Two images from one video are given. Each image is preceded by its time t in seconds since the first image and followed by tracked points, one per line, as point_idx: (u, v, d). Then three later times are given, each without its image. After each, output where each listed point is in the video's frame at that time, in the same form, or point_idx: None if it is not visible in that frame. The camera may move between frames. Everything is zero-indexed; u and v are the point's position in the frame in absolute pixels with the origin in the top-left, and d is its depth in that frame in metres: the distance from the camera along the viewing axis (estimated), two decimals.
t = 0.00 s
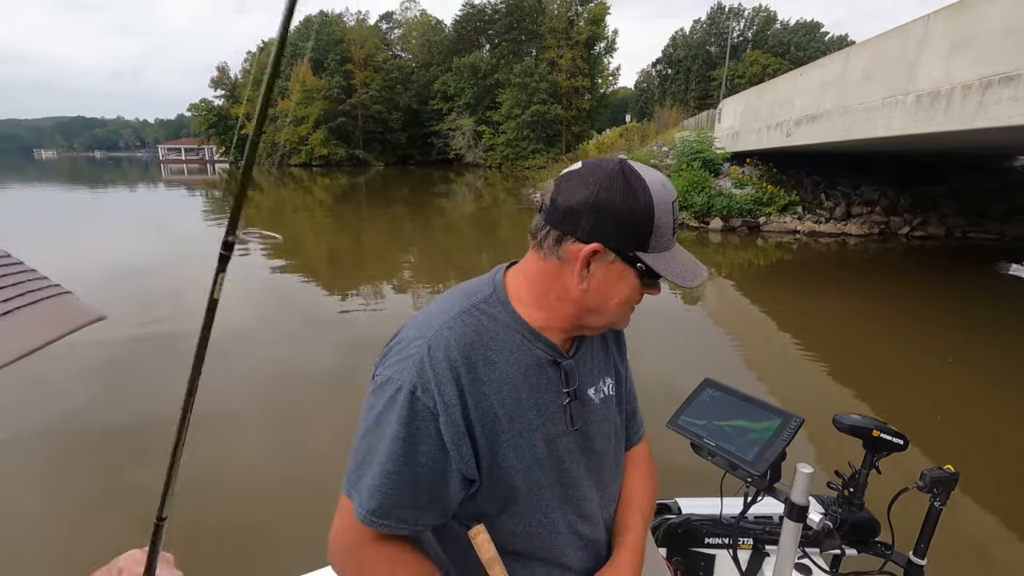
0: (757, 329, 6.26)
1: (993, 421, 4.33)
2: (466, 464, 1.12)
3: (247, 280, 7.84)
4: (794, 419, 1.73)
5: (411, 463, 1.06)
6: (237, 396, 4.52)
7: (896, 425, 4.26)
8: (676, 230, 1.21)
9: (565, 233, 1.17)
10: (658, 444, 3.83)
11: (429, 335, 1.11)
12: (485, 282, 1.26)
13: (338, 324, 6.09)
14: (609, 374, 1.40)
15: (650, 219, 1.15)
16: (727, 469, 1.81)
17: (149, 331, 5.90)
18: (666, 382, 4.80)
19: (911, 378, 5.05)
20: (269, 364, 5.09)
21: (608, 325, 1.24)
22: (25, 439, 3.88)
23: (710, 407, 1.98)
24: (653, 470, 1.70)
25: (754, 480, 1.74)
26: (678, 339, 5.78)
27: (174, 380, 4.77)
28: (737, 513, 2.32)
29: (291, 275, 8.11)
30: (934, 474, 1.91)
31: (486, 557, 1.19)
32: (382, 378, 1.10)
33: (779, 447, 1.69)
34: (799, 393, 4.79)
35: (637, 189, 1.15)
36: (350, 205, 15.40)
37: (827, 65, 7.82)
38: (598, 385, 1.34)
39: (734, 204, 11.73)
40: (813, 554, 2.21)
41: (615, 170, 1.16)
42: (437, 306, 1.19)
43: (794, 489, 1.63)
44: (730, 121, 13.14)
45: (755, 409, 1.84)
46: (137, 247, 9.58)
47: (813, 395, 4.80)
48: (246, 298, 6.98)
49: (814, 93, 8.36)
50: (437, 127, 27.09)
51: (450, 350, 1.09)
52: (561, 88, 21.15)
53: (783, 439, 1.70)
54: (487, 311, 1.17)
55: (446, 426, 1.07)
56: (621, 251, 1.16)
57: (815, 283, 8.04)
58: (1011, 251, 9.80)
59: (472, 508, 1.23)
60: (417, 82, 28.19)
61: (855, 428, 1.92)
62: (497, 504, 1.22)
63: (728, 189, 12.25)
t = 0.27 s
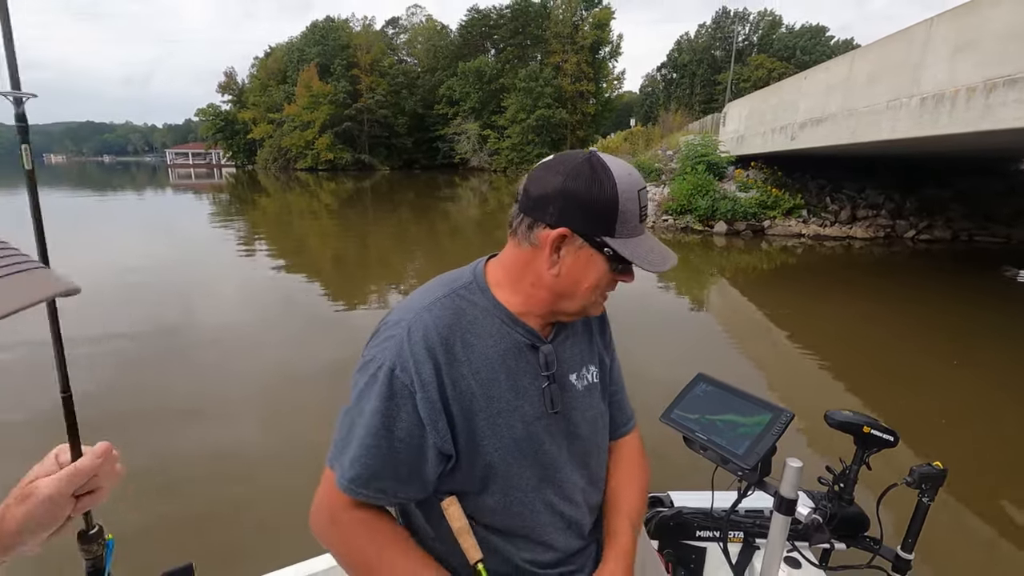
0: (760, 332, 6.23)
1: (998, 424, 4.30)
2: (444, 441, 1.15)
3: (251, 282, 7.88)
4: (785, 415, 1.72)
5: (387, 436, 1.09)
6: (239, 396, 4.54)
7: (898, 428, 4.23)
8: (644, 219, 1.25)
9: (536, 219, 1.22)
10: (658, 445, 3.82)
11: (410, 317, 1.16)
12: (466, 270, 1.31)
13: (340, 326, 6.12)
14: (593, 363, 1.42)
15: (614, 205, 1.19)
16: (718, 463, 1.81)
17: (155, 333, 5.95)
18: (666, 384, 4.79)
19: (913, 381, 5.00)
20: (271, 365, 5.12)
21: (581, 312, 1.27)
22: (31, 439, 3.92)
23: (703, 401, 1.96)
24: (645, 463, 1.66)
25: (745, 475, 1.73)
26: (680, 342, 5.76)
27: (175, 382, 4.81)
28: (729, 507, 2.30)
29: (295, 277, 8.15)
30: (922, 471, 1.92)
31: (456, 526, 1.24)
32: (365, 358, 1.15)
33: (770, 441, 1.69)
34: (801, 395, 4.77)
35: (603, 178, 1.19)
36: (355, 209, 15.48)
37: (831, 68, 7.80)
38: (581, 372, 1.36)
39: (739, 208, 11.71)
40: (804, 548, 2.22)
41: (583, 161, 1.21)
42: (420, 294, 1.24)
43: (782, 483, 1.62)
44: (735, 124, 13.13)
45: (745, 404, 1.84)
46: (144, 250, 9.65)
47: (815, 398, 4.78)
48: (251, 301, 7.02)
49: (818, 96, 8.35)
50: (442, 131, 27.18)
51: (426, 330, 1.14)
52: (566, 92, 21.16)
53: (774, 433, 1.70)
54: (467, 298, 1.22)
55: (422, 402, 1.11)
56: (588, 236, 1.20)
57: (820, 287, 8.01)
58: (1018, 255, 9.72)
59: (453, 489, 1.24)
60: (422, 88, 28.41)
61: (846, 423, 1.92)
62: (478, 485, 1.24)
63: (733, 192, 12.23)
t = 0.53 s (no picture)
0: (766, 333, 6.23)
1: (1007, 427, 4.27)
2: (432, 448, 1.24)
3: (255, 282, 7.89)
4: (787, 418, 1.73)
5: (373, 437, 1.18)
6: (245, 397, 4.54)
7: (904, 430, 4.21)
8: (655, 232, 1.27)
9: (543, 230, 1.27)
10: (665, 446, 3.81)
11: (411, 324, 1.24)
12: (475, 278, 1.38)
13: (345, 326, 6.13)
14: (607, 384, 1.48)
15: (625, 218, 1.22)
16: (720, 468, 1.81)
17: (161, 332, 5.97)
18: (672, 385, 4.77)
19: (921, 384, 4.96)
20: (277, 366, 5.13)
21: (588, 325, 1.31)
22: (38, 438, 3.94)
23: (704, 406, 1.96)
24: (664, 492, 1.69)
25: (748, 479, 1.73)
26: (686, 343, 5.75)
27: (183, 381, 4.82)
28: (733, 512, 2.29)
29: (300, 277, 8.17)
30: (927, 474, 1.91)
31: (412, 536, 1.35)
32: (361, 354, 1.25)
33: (773, 446, 1.69)
34: (808, 396, 4.76)
35: (612, 191, 1.22)
36: (359, 209, 15.48)
37: (837, 68, 7.79)
38: (591, 394, 1.43)
39: (744, 207, 11.69)
40: (807, 553, 2.18)
41: (592, 173, 1.24)
42: (428, 296, 1.32)
43: (785, 488, 1.61)
44: (739, 124, 13.09)
45: (747, 408, 1.84)
46: (150, 249, 9.68)
47: (821, 399, 4.76)
48: (256, 300, 7.04)
49: (824, 95, 8.32)
50: (445, 131, 27.19)
51: (426, 339, 1.22)
52: (569, 91, 21.15)
53: (777, 438, 1.70)
54: (471, 306, 1.30)
55: (408, 408, 1.19)
56: (596, 250, 1.23)
57: (827, 287, 7.99)
58: None
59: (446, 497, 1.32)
60: (424, 87, 28.43)
61: (849, 427, 1.91)
62: (469, 494, 1.32)
63: (738, 192, 12.20)
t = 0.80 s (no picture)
0: (775, 335, 6.20)
1: None
2: (433, 455, 1.33)
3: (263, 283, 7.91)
4: (800, 426, 1.72)
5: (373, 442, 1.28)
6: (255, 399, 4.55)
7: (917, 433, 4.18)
8: (675, 253, 1.28)
9: (558, 246, 1.30)
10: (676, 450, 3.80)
11: (420, 335, 1.33)
12: (491, 292, 1.44)
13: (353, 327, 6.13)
14: (623, 404, 1.51)
15: (643, 237, 1.24)
16: (733, 477, 1.80)
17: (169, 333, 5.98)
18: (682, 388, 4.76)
19: (932, 387, 4.92)
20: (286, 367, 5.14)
21: (600, 343, 1.35)
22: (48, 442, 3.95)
23: (716, 414, 1.95)
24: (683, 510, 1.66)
25: (760, 488, 1.73)
26: (695, 345, 5.74)
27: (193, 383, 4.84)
28: (745, 522, 2.27)
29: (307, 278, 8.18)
30: (943, 481, 1.90)
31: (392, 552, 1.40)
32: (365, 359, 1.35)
33: (786, 455, 1.68)
34: (819, 400, 4.73)
35: (632, 210, 1.23)
36: (364, 209, 15.51)
37: (846, 68, 7.76)
38: (603, 412, 1.46)
39: (751, 208, 11.65)
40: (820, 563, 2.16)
41: (613, 190, 1.26)
42: (440, 306, 1.42)
43: (801, 497, 1.61)
44: (746, 124, 13.04)
45: (758, 416, 1.83)
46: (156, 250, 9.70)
47: (832, 402, 4.74)
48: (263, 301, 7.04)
49: (833, 95, 8.29)
50: (449, 131, 27.20)
51: (433, 353, 1.31)
52: (574, 92, 21.14)
53: (790, 446, 1.69)
54: (480, 320, 1.38)
55: (402, 416, 1.28)
56: (612, 269, 1.26)
57: (836, 288, 7.94)
58: None
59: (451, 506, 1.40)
60: (429, 87, 28.46)
61: (861, 434, 1.90)
62: (472, 505, 1.39)
63: (745, 193, 12.16)
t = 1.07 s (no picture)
0: (780, 336, 6.18)
1: None
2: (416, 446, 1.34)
3: (268, 283, 7.94)
4: (797, 424, 1.70)
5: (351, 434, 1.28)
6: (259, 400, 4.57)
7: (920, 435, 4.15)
8: (641, 248, 1.25)
9: (528, 240, 1.29)
10: (678, 450, 3.80)
11: (400, 332, 1.34)
12: (471, 287, 1.44)
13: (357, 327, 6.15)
14: (605, 398, 1.50)
15: (606, 232, 1.21)
16: (731, 476, 1.80)
17: (176, 333, 6.03)
18: (684, 389, 4.75)
19: (940, 389, 4.88)
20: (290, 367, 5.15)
21: (572, 339, 1.33)
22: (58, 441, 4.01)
23: (713, 413, 1.95)
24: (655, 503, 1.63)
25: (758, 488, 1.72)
26: (697, 345, 5.73)
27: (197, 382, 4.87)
28: (742, 521, 2.26)
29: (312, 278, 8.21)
30: (940, 480, 1.89)
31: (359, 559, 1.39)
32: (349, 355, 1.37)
33: (783, 454, 1.67)
34: (823, 401, 4.71)
35: (595, 205, 1.21)
36: (368, 209, 15.54)
37: (852, 68, 7.72)
38: (585, 405, 1.46)
39: (755, 209, 11.62)
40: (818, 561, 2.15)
41: (579, 186, 1.24)
42: (423, 304, 1.43)
43: (798, 495, 1.60)
44: (751, 124, 13.00)
45: (756, 416, 1.82)
46: (163, 250, 9.76)
47: (836, 402, 4.71)
48: (268, 301, 7.09)
49: (839, 95, 8.25)
50: (454, 132, 27.25)
51: (414, 347, 1.32)
52: (578, 92, 21.12)
53: (787, 445, 1.68)
54: (460, 316, 1.38)
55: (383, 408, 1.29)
56: (577, 263, 1.24)
57: (843, 289, 7.90)
58: None
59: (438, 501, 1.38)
60: (434, 88, 28.50)
61: (859, 433, 1.89)
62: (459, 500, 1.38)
63: (750, 193, 12.13)
